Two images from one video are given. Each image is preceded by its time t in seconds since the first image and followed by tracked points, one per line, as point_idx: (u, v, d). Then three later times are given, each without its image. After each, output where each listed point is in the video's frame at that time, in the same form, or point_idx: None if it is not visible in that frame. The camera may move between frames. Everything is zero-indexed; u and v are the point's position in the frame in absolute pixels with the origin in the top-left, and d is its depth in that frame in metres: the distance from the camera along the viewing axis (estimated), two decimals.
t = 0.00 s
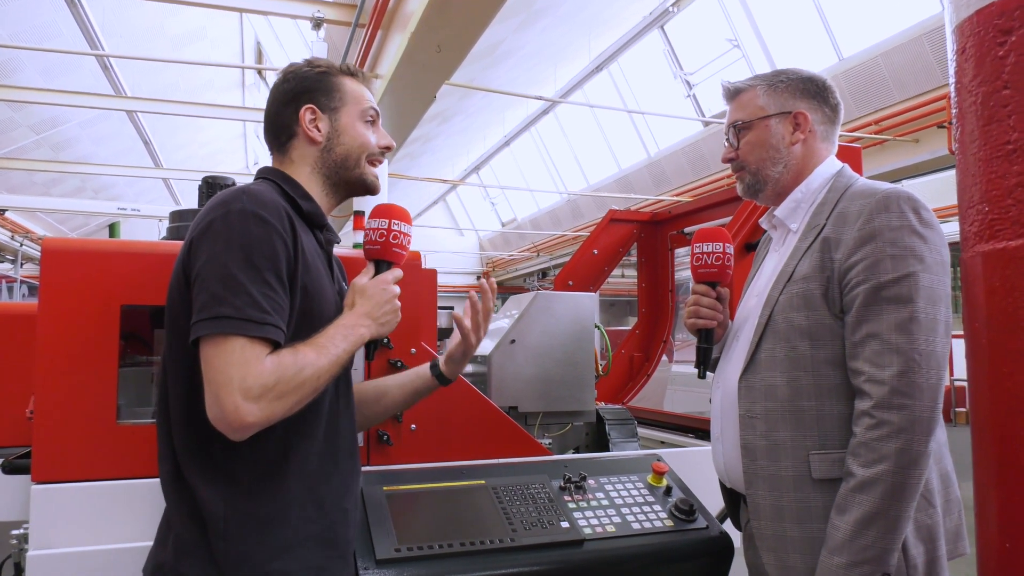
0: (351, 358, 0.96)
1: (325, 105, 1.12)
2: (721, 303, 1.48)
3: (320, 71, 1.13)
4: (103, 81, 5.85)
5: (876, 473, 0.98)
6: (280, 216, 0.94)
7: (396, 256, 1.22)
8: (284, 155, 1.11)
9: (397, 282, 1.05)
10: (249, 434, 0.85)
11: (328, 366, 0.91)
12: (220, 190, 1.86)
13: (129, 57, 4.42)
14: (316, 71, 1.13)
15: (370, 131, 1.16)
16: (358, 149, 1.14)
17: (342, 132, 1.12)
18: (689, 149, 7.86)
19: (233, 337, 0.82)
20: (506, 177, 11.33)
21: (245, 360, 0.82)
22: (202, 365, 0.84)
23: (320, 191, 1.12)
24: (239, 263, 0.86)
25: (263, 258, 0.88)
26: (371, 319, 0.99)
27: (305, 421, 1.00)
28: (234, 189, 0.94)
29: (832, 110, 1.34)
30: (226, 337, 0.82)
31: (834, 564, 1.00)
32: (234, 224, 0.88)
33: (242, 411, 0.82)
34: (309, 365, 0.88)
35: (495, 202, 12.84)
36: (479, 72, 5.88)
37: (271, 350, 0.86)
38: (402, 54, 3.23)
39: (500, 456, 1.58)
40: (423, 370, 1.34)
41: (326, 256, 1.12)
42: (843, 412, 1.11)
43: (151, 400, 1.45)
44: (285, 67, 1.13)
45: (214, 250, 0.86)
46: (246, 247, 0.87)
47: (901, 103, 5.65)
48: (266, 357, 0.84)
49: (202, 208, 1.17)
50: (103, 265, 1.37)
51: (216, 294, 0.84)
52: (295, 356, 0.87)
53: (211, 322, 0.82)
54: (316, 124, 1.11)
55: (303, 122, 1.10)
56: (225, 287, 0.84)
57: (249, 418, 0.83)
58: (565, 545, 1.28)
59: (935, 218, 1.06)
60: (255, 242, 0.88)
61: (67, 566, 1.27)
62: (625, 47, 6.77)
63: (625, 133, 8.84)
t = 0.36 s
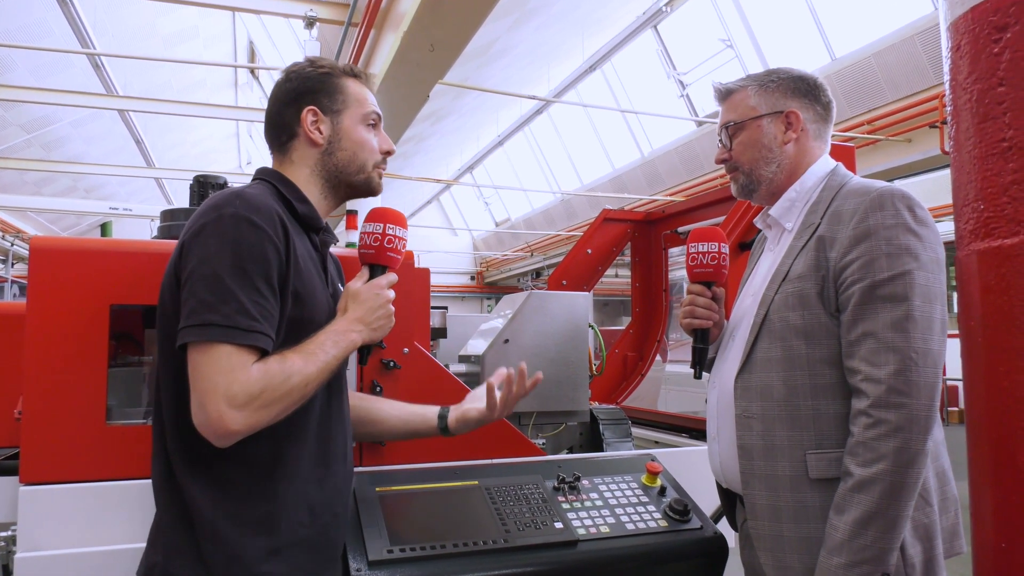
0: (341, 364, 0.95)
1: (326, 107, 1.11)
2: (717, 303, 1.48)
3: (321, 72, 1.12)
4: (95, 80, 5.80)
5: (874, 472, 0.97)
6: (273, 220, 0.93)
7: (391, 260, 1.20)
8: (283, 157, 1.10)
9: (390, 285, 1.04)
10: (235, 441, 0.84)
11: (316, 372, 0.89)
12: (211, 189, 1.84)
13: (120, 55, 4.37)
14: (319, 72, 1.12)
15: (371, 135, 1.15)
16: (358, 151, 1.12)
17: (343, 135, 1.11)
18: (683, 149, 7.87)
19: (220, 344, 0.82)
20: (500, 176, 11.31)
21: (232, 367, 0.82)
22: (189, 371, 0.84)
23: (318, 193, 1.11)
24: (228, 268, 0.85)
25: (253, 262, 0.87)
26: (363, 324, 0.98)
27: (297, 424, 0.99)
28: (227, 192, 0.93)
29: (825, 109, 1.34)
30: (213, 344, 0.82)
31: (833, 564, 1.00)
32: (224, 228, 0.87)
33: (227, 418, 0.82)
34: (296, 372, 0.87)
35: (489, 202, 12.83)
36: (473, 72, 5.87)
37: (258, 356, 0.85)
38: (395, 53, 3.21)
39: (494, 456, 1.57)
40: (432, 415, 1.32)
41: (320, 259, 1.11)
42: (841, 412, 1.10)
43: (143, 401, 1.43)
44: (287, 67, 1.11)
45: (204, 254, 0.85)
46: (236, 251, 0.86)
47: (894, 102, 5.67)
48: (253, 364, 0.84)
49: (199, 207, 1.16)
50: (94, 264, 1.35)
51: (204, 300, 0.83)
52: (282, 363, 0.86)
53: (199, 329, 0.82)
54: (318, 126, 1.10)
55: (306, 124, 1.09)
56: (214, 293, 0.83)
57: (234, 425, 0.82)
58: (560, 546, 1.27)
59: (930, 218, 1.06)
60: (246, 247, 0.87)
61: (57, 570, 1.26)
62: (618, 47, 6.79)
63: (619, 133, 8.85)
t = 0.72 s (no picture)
0: (336, 368, 0.94)
1: (334, 110, 1.10)
2: (720, 302, 1.47)
3: (332, 76, 1.11)
4: (94, 80, 5.80)
5: (876, 470, 0.97)
6: (271, 221, 0.93)
7: (391, 265, 1.20)
8: (287, 161, 1.10)
9: (390, 290, 1.03)
10: (223, 443, 0.84)
11: (308, 376, 0.89)
12: (211, 189, 1.84)
13: (120, 55, 4.37)
14: (329, 75, 1.11)
15: (378, 141, 1.14)
16: (364, 154, 1.12)
17: (349, 139, 1.10)
18: (683, 148, 7.87)
19: (212, 345, 0.81)
20: (500, 176, 11.31)
21: (224, 369, 0.81)
22: (182, 370, 0.83)
23: (321, 197, 1.10)
24: (225, 269, 0.84)
25: (250, 263, 0.86)
26: (361, 329, 0.97)
27: (292, 426, 0.99)
28: (226, 191, 0.92)
29: (821, 106, 1.32)
30: (206, 345, 0.81)
31: (835, 564, 0.99)
32: (221, 227, 0.87)
33: (215, 420, 0.81)
34: (288, 375, 0.86)
35: (489, 202, 12.83)
36: (473, 71, 5.86)
37: (251, 359, 0.85)
38: (395, 52, 3.20)
39: (495, 456, 1.56)
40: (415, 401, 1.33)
41: (320, 262, 1.10)
42: (843, 411, 1.10)
43: (141, 401, 1.43)
44: (298, 69, 1.11)
45: (200, 253, 0.85)
46: (232, 251, 0.85)
47: (894, 101, 5.66)
48: (244, 366, 0.83)
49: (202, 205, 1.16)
50: (92, 264, 1.35)
51: (199, 300, 0.82)
52: (275, 366, 0.86)
53: (192, 329, 0.81)
54: (324, 129, 1.09)
55: (311, 126, 1.08)
56: (210, 294, 0.83)
57: (222, 428, 0.82)
58: (561, 546, 1.26)
59: (933, 216, 1.05)
60: (242, 247, 0.86)
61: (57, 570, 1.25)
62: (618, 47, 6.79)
63: (618, 132, 8.84)
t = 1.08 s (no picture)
0: (334, 368, 0.94)
1: (332, 112, 1.11)
2: (721, 304, 1.47)
3: (330, 77, 1.12)
4: (95, 82, 5.80)
5: (879, 472, 0.97)
6: (268, 222, 0.93)
7: (391, 264, 1.20)
8: (287, 163, 1.10)
9: (389, 290, 1.04)
10: (218, 442, 0.84)
11: (305, 376, 0.89)
12: (211, 191, 1.84)
13: (121, 57, 4.37)
14: (329, 77, 1.12)
15: (376, 142, 1.14)
16: (362, 155, 1.12)
17: (348, 140, 1.10)
18: (683, 150, 7.87)
19: (207, 345, 0.81)
20: (500, 177, 11.31)
21: (219, 369, 0.82)
22: (177, 370, 0.83)
23: (321, 197, 1.10)
24: (221, 269, 0.84)
25: (245, 264, 0.86)
26: (360, 329, 0.97)
27: (290, 427, 0.99)
28: (223, 192, 0.93)
29: (822, 108, 1.33)
30: (201, 345, 0.81)
31: (838, 565, 0.99)
32: (217, 227, 0.87)
33: (211, 420, 0.82)
34: (284, 375, 0.87)
35: (489, 203, 12.83)
36: (473, 73, 5.87)
37: (246, 359, 0.85)
38: (395, 54, 3.20)
39: (495, 459, 1.56)
40: (418, 389, 1.33)
41: (319, 262, 1.11)
42: (846, 413, 1.10)
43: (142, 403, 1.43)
44: (298, 71, 1.12)
45: (196, 253, 0.85)
46: (228, 251, 0.86)
47: (894, 103, 5.67)
48: (239, 366, 0.83)
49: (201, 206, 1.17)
50: (93, 267, 1.35)
51: (194, 300, 0.82)
52: (271, 366, 0.86)
53: (188, 328, 0.81)
54: (323, 130, 1.09)
55: (312, 127, 1.09)
56: (206, 294, 0.83)
57: (217, 427, 0.82)
58: (562, 547, 1.26)
59: (934, 217, 1.05)
60: (237, 247, 0.87)
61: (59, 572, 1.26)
62: (618, 48, 6.79)
63: (619, 134, 8.85)
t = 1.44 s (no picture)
0: (335, 364, 0.95)
1: (324, 108, 1.11)
2: (723, 305, 1.48)
3: (321, 74, 1.13)
4: (96, 83, 5.82)
5: (878, 472, 0.98)
6: (263, 221, 0.94)
7: (390, 261, 1.21)
8: (280, 159, 1.11)
9: (390, 287, 1.04)
10: (220, 439, 0.85)
11: (307, 372, 0.90)
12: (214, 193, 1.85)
13: (123, 58, 4.38)
14: (319, 74, 1.13)
15: (368, 137, 1.15)
16: (356, 151, 1.13)
17: (340, 135, 1.11)
18: (683, 152, 7.89)
19: (206, 343, 0.82)
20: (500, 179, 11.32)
21: (219, 365, 0.82)
22: (177, 369, 0.84)
23: (314, 192, 1.11)
24: (219, 268, 0.85)
25: (242, 262, 0.87)
26: (361, 325, 0.98)
27: (293, 425, 1.00)
28: (220, 193, 0.94)
29: (830, 113, 1.35)
30: (200, 343, 0.82)
31: (837, 565, 1.00)
32: (213, 227, 0.88)
33: (212, 416, 0.82)
34: (285, 371, 0.87)
35: (490, 205, 12.85)
36: (473, 75, 5.89)
37: (247, 355, 0.86)
38: (396, 56, 3.21)
39: (497, 460, 1.56)
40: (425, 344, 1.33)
41: (318, 260, 1.11)
42: (846, 414, 1.11)
43: (144, 404, 1.43)
44: (288, 69, 1.13)
45: (193, 253, 0.86)
46: (225, 250, 0.87)
47: (894, 106, 5.68)
48: (239, 362, 0.84)
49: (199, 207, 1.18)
50: (97, 269, 1.36)
51: (193, 299, 0.83)
52: (272, 363, 0.87)
53: (187, 327, 0.82)
54: (315, 125, 1.10)
55: (303, 122, 1.09)
56: (204, 293, 0.84)
57: (218, 423, 0.83)
58: (561, 549, 1.27)
59: (935, 219, 1.06)
60: (235, 246, 0.88)
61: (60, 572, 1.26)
62: (619, 50, 6.80)
63: (619, 136, 8.86)
